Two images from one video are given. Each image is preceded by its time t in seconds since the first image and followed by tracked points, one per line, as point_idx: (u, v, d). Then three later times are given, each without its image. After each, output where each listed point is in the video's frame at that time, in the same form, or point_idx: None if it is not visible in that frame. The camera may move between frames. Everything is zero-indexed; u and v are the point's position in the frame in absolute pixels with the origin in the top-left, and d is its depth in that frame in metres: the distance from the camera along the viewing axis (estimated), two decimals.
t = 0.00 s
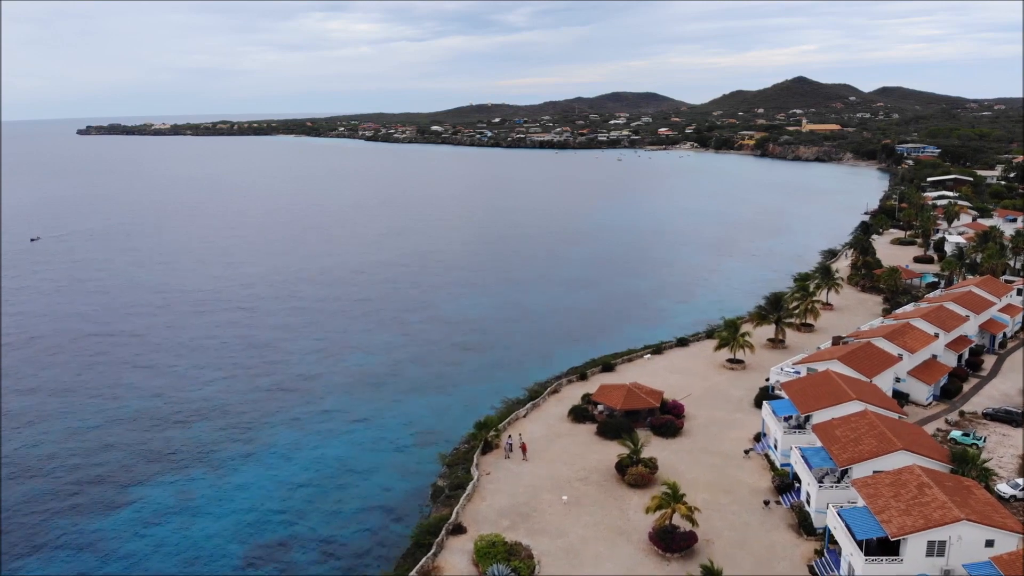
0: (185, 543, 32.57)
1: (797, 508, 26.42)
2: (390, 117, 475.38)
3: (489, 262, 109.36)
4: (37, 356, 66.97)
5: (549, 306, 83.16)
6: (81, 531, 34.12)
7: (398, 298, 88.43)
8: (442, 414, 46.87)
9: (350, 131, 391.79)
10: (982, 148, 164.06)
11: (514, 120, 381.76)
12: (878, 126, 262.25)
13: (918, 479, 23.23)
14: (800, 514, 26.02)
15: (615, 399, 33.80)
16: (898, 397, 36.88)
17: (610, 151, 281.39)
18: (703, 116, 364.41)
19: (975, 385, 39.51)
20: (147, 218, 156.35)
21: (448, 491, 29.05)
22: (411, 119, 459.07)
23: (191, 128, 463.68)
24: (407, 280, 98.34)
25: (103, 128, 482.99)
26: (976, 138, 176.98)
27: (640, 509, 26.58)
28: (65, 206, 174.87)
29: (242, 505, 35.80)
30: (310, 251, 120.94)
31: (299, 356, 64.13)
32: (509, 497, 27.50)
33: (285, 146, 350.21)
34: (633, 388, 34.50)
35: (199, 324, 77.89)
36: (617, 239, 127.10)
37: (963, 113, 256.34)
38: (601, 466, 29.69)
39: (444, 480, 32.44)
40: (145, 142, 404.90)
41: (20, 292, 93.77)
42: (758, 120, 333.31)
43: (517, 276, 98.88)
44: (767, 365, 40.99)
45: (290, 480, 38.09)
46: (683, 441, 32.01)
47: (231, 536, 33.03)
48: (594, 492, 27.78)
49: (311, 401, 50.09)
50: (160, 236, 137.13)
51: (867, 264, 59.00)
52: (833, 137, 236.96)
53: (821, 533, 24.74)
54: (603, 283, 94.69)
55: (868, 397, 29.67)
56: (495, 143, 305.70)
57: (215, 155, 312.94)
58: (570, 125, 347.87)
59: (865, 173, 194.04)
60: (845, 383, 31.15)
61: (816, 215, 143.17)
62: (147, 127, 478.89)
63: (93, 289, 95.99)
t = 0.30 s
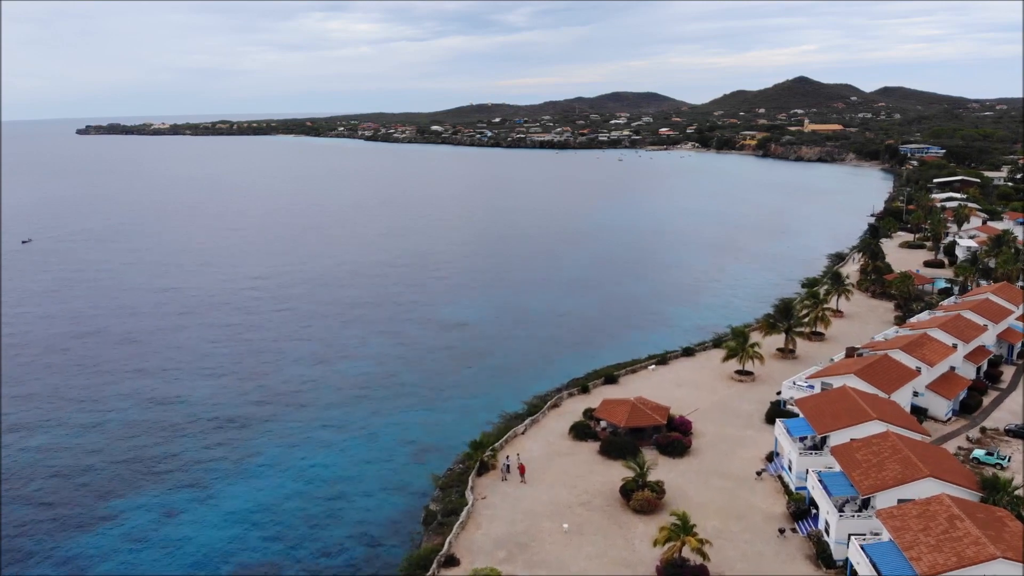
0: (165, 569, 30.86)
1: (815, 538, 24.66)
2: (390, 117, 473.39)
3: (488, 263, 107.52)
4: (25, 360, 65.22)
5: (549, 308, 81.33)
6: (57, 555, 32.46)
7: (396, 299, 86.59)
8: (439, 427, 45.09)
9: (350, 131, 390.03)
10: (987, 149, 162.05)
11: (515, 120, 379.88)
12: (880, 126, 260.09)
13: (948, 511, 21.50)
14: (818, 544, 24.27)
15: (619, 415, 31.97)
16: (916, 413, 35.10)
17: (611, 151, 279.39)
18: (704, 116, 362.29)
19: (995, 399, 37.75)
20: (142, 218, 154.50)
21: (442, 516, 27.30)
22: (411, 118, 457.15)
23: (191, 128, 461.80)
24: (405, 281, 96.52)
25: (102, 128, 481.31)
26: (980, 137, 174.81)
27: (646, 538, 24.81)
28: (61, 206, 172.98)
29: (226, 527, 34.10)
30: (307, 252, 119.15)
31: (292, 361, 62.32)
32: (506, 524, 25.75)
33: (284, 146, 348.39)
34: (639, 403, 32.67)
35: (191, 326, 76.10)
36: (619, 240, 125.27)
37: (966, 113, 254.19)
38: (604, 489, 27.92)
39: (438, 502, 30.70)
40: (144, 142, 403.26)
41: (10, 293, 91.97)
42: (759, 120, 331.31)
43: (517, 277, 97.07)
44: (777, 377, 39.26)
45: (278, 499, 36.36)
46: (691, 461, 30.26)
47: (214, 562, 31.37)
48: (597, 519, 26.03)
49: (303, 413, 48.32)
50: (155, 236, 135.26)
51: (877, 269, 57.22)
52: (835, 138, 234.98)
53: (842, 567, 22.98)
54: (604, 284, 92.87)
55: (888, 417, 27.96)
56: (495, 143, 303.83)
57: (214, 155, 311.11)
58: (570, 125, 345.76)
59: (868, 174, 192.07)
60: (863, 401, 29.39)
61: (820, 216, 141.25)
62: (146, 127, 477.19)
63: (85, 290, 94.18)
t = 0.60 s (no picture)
0: None
1: (834, 570, 22.98)
2: (390, 117, 471.50)
3: (487, 264, 105.66)
4: (11, 365, 63.36)
5: (550, 310, 79.48)
6: None
7: (393, 301, 84.82)
8: (434, 440, 43.39)
9: (349, 131, 388.18)
10: (992, 150, 160.12)
11: (514, 120, 377.98)
12: (882, 126, 258.07)
13: (981, 546, 19.80)
14: None
15: (623, 433, 30.25)
16: (936, 429, 33.40)
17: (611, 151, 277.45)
18: (705, 116, 360.21)
19: (1017, 413, 36.03)
20: (136, 219, 152.48)
21: (434, 544, 25.61)
22: (411, 118, 455.45)
23: (190, 127, 459.84)
24: (402, 282, 94.70)
25: (101, 127, 479.61)
26: (985, 138, 172.91)
27: (652, 570, 23.10)
28: (56, 206, 171.14)
29: (210, 550, 32.37)
30: (303, 253, 117.34)
31: (285, 364, 60.52)
32: (503, 554, 24.04)
33: (284, 146, 346.51)
34: (643, 420, 30.94)
35: (183, 328, 74.24)
36: (620, 241, 123.51)
37: (970, 113, 252.10)
38: (607, 514, 26.19)
39: (431, 528, 28.96)
40: (142, 142, 401.46)
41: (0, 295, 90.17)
42: (760, 120, 329.32)
43: (516, 279, 95.34)
44: (788, 391, 37.57)
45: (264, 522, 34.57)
46: (699, 483, 28.55)
47: None
48: (600, 548, 24.29)
49: (294, 423, 46.60)
50: (150, 236, 133.47)
51: (887, 274, 55.53)
52: (837, 138, 233.08)
53: None
54: (606, 286, 91.11)
55: (910, 437, 26.23)
56: (495, 143, 301.99)
57: (212, 155, 309.08)
58: (571, 125, 343.94)
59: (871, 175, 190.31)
60: (883, 419, 27.70)
61: (823, 217, 139.48)
62: (145, 126, 475.53)
63: (77, 291, 92.36)
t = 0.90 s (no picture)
0: None
1: None
2: (389, 117, 469.68)
3: (486, 265, 103.84)
4: None
5: (550, 312, 77.66)
6: None
7: (389, 303, 83.02)
8: (430, 445, 41.35)
9: (348, 131, 386.19)
10: (996, 151, 158.55)
11: (514, 120, 376.20)
12: (884, 126, 256.42)
13: None
14: None
15: (627, 452, 28.62)
16: (955, 446, 31.77)
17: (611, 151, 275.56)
18: (705, 116, 358.47)
19: None
20: (131, 219, 150.38)
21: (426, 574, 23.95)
22: (410, 118, 453.60)
23: (188, 127, 457.57)
24: (399, 283, 92.89)
25: (98, 127, 477.06)
26: (988, 138, 171.22)
27: None
28: (51, 206, 169.24)
29: (189, 565, 30.41)
30: (300, 253, 115.44)
31: (277, 366, 58.63)
32: None
33: (283, 146, 344.79)
34: (648, 438, 29.27)
35: (174, 329, 72.39)
36: (621, 242, 121.74)
37: (972, 113, 250.60)
38: (609, 542, 24.55)
39: (423, 554, 27.30)
40: (140, 142, 399.13)
41: None
42: (761, 120, 327.73)
43: (516, 280, 93.64)
44: (799, 405, 36.01)
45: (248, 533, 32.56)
46: (708, 506, 26.89)
47: None
48: None
49: (285, 427, 44.69)
50: (147, 236, 131.71)
51: (898, 279, 53.90)
52: (839, 138, 231.48)
53: None
54: (607, 287, 89.38)
55: (933, 460, 24.67)
56: (495, 143, 300.08)
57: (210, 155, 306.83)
58: (571, 125, 342.11)
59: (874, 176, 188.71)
60: (904, 440, 26.06)
61: (826, 218, 137.89)
62: (143, 126, 473.13)
63: (68, 292, 90.46)
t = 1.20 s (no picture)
0: None
1: None
2: (389, 117, 468.12)
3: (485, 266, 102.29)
4: None
5: (549, 312, 76.08)
6: None
7: (387, 302, 81.45)
8: (425, 456, 39.66)
9: (348, 131, 384.57)
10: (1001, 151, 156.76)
11: (514, 120, 374.61)
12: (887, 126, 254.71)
13: None
14: None
15: (631, 472, 27.02)
16: (976, 464, 30.08)
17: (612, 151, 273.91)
18: (706, 116, 356.83)
19: None
20: (128, 219, 148.72)
21: None
22: (410, 118, 452.03)
23: (187, 126, 455.75)
24: (397, 284, 91.30)
25: (97, 127, 474.88)
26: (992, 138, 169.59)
27: None
28: (46, 207, 167.55)
29: None
30: (297, 253, 113.81)
31: (270, 371, 56.98)
32: None
33: (282, 146, 343.16)
34: (654, 457, 27.65)
35: (166, 330, 70.75)
36: (622, 242, 120.19)
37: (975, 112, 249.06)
38: (614, 573, 22.91)
39: None
40: (139, 142, 397.61)
41: None
42: (762, 120, 326.15)
43: (515, 281, 92.12)
44: (811, 419, 34.49)
45: (235, 555, 31.09)
46: (716, 532, 25.38)
47: None
48: None
49: (276, 436, 43.10)
50: (142, 236, 130.12)
51: (909, 284, 52.35)
52: (841, 138, 229.96)
53: None
54: (608, 288, 87.80)
55: (961, 485, 23.01)
56: (495, 143, 298.42)
57: (208, 155, 305.04)
58: (571, 125, 340.55)
59: (877, 176, 186.99)
60: (928, 460, 24.42)
61: (830, 219, 136.40)
62: (142, 125, 471.05)
63: (59, 292, 88.80)
